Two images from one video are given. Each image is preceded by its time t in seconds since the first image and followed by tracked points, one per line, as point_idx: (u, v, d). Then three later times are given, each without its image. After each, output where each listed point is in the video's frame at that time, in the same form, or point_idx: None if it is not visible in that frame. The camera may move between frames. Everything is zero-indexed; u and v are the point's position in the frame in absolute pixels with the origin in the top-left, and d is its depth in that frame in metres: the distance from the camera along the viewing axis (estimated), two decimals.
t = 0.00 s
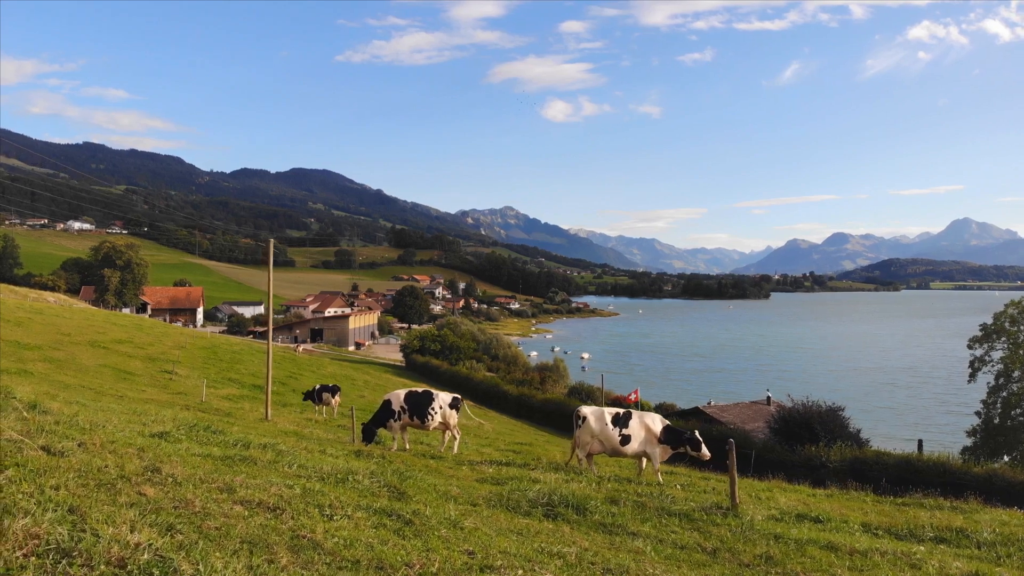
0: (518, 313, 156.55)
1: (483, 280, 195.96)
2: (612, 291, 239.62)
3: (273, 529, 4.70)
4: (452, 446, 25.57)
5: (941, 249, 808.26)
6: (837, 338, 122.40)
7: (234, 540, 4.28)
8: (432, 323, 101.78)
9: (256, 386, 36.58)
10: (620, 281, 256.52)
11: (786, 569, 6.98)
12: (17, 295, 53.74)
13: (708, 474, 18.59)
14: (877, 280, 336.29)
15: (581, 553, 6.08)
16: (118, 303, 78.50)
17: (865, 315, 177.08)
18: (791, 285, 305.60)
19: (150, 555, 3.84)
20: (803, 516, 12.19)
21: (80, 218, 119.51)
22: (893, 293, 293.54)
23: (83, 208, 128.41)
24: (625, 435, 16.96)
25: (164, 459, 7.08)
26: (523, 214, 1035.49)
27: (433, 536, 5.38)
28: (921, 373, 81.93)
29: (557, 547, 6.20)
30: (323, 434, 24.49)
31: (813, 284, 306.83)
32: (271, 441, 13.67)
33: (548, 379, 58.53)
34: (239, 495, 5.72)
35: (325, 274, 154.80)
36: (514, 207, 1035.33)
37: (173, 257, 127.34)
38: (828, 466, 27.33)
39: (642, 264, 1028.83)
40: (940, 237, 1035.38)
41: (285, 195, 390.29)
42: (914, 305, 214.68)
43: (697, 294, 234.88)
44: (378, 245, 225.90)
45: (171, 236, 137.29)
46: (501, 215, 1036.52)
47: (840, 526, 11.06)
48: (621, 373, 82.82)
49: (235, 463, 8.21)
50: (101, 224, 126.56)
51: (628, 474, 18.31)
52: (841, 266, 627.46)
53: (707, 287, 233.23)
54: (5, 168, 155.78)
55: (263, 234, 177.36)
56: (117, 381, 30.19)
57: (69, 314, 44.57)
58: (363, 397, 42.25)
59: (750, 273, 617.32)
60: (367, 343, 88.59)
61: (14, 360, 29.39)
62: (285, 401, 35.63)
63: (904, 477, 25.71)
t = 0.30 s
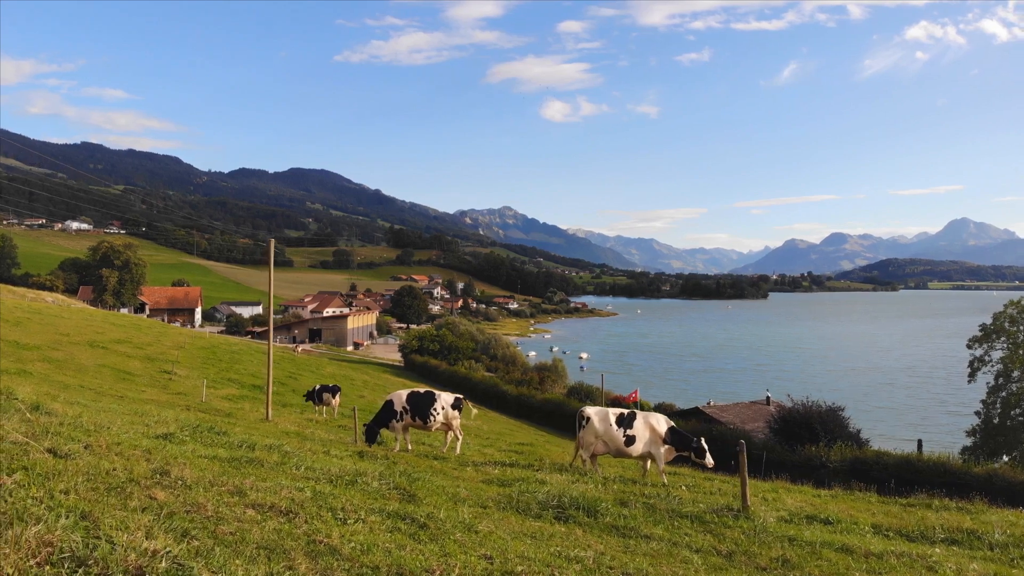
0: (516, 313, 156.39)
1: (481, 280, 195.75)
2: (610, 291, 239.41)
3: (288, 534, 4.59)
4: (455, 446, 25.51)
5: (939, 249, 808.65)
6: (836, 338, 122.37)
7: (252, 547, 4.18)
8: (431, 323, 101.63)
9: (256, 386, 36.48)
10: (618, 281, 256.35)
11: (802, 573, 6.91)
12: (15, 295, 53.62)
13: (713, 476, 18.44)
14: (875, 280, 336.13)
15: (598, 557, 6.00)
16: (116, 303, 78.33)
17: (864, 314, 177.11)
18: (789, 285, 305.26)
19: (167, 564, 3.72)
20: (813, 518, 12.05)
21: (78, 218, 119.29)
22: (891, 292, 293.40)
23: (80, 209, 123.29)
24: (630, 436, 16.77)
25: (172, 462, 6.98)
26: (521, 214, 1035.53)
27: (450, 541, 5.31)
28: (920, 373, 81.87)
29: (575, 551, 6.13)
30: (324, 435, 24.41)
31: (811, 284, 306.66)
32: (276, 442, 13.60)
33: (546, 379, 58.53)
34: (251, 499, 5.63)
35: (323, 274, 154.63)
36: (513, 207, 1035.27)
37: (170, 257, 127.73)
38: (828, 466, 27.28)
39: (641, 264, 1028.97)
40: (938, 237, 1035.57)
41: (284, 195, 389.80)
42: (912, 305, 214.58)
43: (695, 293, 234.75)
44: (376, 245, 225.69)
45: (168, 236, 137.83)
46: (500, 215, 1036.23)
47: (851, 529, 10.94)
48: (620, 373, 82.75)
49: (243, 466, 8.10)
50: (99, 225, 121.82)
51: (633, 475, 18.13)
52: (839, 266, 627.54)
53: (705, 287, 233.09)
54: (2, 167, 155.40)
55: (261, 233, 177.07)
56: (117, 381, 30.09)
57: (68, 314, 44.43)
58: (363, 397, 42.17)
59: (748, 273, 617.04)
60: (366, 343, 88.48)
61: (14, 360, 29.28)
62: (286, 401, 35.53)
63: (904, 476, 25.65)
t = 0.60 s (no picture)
0: (515, 313, 156.19)
1: (479, 280, 195.46)
2: (608, 291, 239.14)
3: (302, 539, 4.51)
4: (456, 447, 25.40)
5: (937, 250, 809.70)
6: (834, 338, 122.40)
7: (268, 553, 4.11)
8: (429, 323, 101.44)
9: (255, 386, 36.37)
10: (615, 281, 256.04)
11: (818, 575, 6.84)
12: (13, 295, 53.44)
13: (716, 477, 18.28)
14: (872, 280, 336.08)
15: (613, 562, 5.93)
16: (113, 303, 78.11)
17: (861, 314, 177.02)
18: (786, 285, 305.39)
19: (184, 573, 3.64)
20: (822, 519, 11.92)
21: (75, 217, 119.02)
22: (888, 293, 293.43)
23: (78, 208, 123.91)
24: (634, 437, 16.61)
25: (179, 464, 6.87)
26: (519, 214, 1035.22)
27: (465, 545, 5.23)
28: (918, 373, 81.84)
29: (589, 554, 6.07)
30: (325, 435, 24.31)
31: (809, 284, 306.71)
32: (278, 444, 13.51)
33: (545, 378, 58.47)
34: (260, 503, 5.54)
35: (321, 273, 154.30)
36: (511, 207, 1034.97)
37: (168, 257, 127.23)
38: (827, 466, 27.19)
39: (639, 264, 1028.97)
40: (936, 237, 1035.52)
41: (281, 195, 389.03)
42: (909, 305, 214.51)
43: (693, 293, 234.61)
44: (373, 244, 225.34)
45: (166, 236, 137.34)
46: (498, 215, 1035.93)
47: (860, 530, 10.87)
48: (619, 373, 82.68)
49: (250, 468, 8.01)
50: (97, 224, 122.18)
51: (634, 476, 17.98)
52: (836, 266, 627.72)
53: (703, 287, 232.95)
54: None
55: (258, 233, 176.65)
56: (116, 381, 29.99)
57: (66, 314, 44.24)
58: (362, 397, 42.08)
59: (746, 273, 616.87)
60: (364, 343, 88.31)
61: (12, 360, 29.16)
62: (286, 401, 35.46)
63: (903, 476, 25.60)
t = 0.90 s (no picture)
0: (513, 313, 156.01)
1: (477, 280, 195.20)
2: (606, 291, 238.98)
3: (315, 544, 4.41)
4: (458, 447, 25.33)
5: (935, 250, 811.41)
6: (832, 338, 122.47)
7: (282, 557, 4.01)
8: (427, 323, 101.24)
9: (254, 386, 36.24)
10: (613, 281, 255.89)
11: None
12: (10, 295, 53.22)
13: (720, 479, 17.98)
14: (870, 280, 336.23)
15: (628, 565, 5.85)
16: (111, 303, 77.85)
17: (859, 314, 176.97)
18: (783, 286, 306.44)
19: None
20: (829, 521, 11.82)
21: (73, 217, 118.59)
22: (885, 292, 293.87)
23: (75, 208, 124.04)
24: (638, 437, 16.32)
25: (183, 466, 6.76)
26: (517, 214, 1035.19)
27: (479, 550, 5.13)
28: (917, 373, 81.72)
29: (603, 558, 6.00)
30: (324, 435, 24.19)
31: (806, 285, 307.12)
32: (279, 445, 13.41)
33: (544, 378, 58.36)
34: (270, 505, 5.44)
35: (319, 274, 154.04)
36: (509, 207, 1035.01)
37: (166, 257, 126.86)
38: (828, 466, 27.06)
39: (636, 264, 1028.98)
40: (934, 237, 1036.14)
41: (279, 195, 388.30)
42: (906, 305, 214.51)
43: (691, 293, 234.48)
44: (371, 244, 224.94)
45: (164, 235, 137.48)
46: (496, 215, 1035.70)
47: (869, 531, 10.77)
48: (617, 373, 82.57)
49: (256, 470, 7.91)
50: (93, 225, 123.52)
51: (638, 477, 17.74)
52: (834, 266, 628.47)
53: (701, 287, 232.88)
54: None
55: (256, 233, 176.29)
56: (114, 382, 29.84)
57: (64, 314, 44.07)
58: (361, 397, 41.95)
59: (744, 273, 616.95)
60: (362, 343, 88.10)
61: (10, 360, 28.97)
62: (285, 402, 35.34)
63: (902, 476, 25.59)
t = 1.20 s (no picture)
0: (511, 313, 155.88)
1: (475, 280, 195.01)
2: (603, 291, 238.97)
3: (331, 549, 4.31)
4: (460, 448, 25.15)
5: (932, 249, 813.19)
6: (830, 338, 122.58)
7: (300, 563, 3.93)
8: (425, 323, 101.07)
9: (253, 386, 36.09)
10: (611, 281, 255.80)
11: None
12: (7, 295, 52.97)
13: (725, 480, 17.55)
14: (867, 280, 336.55)
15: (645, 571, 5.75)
16: (108, 303, 77.58)
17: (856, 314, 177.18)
18: (781, 286, 306.96)
19: None
20: (838, 522, 11.69)
21: (70, 217, 118.03)
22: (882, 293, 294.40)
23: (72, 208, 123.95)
24: (642, 438, 15.75)
25: (190, 469, 6.64)
26: (515, 214, 1035.10)
27: (495, 554, 5.03)
28: (915, 373, 81.74)
29: (620, 563, 5.89)
30: (325, 435, 24.06)
31: (803, 284, 307.47)
32: (282, 445, 13.27)
33: (542, 379, 58.20)
34: (281, 508, 5.34)
35: (317, 274, 153.78)
36: (507, 207, 1035.06)
37: (163, 257, 126.59)
38: (827, 466, 26.92)
39: (634, 264, 1029.29)
40: (931, 237, 1036.62)
41: (276, 195, 387.72)
42: (903, 305, 214.80)
43: (688, 293, 234.55)
44: (369, 244, 224.71)
45: (161, 235, 138.21)
46: (493, 215, 1035.45)
47: (878, 532, 10.65)
48: (616, 373, 82.49)
49: (262, 471, 7.81)
50: (92, 225, 125.57)
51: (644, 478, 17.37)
52: (831, 266, 628.96)
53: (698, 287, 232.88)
54: None
55: (254, 233, 176.00)
56: (113, 382, 29.67)
57: (62, 314, 43.87)
58: (360, 397, 41.79)
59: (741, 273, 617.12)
60: (360, 343, 88.01)
61: (9, 360, 28.84)
62: (285, 402, 35.16)
63: (901, 475, 25.56)
